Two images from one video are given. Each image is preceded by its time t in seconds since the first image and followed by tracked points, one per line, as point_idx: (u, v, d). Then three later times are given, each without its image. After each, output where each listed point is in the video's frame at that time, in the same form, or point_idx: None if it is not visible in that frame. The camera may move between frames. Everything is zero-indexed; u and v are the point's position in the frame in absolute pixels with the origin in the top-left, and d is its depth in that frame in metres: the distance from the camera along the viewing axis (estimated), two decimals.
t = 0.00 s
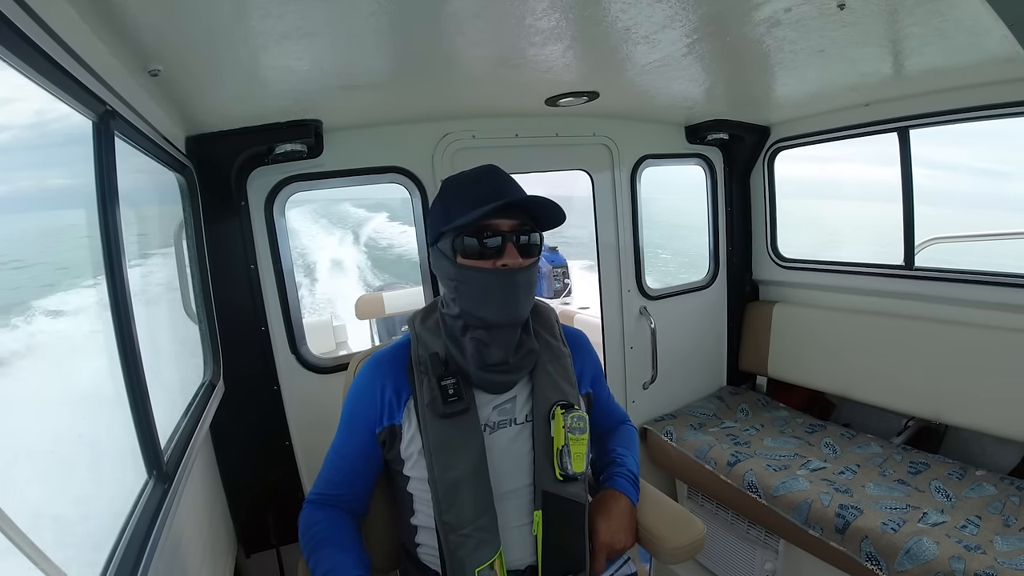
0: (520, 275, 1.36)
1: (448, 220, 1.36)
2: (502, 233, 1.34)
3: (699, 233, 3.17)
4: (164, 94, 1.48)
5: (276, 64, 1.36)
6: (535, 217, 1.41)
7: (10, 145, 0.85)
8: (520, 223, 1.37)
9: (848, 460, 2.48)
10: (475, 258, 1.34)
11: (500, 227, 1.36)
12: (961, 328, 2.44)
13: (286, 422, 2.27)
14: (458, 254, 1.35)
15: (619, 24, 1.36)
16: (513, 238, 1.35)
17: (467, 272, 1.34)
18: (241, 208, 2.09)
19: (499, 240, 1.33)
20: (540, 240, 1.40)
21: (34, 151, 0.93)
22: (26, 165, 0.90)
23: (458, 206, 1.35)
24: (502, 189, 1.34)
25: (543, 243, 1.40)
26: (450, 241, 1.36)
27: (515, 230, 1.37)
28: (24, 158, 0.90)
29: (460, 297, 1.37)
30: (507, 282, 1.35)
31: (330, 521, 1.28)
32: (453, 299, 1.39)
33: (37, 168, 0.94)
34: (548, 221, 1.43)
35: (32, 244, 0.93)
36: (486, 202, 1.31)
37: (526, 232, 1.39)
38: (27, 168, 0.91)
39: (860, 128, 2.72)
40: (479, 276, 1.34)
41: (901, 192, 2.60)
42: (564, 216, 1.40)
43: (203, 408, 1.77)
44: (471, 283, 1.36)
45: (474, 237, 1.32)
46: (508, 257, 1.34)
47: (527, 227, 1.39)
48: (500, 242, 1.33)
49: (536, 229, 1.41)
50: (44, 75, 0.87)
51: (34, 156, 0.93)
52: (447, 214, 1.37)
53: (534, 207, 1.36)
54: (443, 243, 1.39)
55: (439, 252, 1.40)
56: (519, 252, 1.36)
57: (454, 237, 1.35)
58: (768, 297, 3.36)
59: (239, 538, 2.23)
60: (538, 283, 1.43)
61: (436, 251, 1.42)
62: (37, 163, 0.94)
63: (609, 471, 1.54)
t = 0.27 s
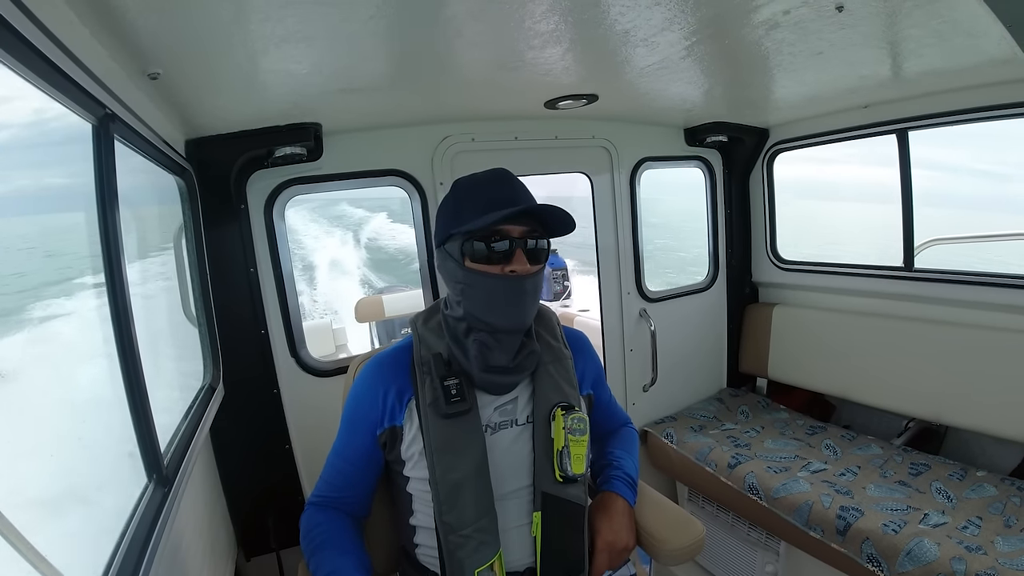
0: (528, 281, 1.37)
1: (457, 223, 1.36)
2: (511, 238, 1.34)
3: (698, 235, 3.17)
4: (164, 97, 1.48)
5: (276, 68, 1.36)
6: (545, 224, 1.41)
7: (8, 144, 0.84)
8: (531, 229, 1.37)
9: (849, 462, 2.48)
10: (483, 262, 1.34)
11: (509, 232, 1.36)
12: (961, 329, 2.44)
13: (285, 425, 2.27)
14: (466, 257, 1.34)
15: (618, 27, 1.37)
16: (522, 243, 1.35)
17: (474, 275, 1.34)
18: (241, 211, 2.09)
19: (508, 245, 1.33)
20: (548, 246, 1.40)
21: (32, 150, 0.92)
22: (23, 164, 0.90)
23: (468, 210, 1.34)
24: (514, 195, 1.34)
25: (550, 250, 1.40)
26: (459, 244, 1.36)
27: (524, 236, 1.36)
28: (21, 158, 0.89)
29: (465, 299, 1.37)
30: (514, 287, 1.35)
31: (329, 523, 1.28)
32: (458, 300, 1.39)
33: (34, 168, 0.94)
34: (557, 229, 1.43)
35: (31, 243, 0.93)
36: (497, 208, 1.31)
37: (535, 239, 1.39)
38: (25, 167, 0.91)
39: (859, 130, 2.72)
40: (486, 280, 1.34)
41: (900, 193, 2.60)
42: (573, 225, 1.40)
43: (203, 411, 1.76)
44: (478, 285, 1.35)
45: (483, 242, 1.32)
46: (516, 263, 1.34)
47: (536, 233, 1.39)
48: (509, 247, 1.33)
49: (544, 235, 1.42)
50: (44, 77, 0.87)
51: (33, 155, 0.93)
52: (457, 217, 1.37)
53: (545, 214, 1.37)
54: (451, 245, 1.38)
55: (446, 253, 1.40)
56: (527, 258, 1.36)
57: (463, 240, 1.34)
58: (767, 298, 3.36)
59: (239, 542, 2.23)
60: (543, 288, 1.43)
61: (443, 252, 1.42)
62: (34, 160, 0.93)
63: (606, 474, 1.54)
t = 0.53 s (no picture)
0: (517, 276, 1.37)
1: (446, 222, 1.37)
2: (497, 234, 1.35)
3: (698, 235, 3.17)
4: (164, 98, 1.48)
5: (276, 69, 1.36)
6: (532, 219, 1.42)
7: (5, 145, 0.84)
8: (517, 224, 1.38)
9: (848, 462, 2.48)
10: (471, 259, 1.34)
11: (494, 228, 1.36)
12: (960, 329, 2.44)
13: (285, 426, 2.27)
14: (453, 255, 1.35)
15: (617, 28, 1.37)
16: (508, 239, 1.36)
17: (462, 273, 1.35)
18: (240, 212, 2.09)
19: (495, 242, 1.34)
20: (536, 240, 1.40)
21: (29, 150, 0.91)
22: (20, 164, 0.89)
23: (454, 208, 1.35)
24: (499, 189, 1.34)
25: (538, 243, 1.40)
26: (447, 242, 1.37)
27: (511, 231, 1.37)
28: (18, 158, 0.89)
29: (457, 298, 1.38)
30: (503, 282, 1.35)
31: (328, 523, 1.28)
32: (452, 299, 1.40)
33: (33, 168, 0.94)
34: (544, 222, 1.44)
35: (28, 243, 0.93)
36: (483, 203, 1.32)
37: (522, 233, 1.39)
38: (22, 167, 0.90)
39: (858, 130, 2.72)
40: (475, 276, 1.35)
41: (900, 193, 2.61)
42: (557, 217, 1.41)
43: (203, 412, 1.76)
44: (467, 282, 1.36)
45: (470, 239, 1.33)
46: (503, 258, 1.35)
47: (523, 228, 1.39)
48: (496, 243, 1.34)
49: (532, 231, 1.42)
50: (43, 78, 0.87)
51: (31, 156, 0.93)
52: (445, 217, 1.38)
53: (529, 207, 1.37)
54: (441, 245, 1.40)
55: (438, 254, 1.41)
56: (514, 253, 1.37)
57: (450, 238, 1.35)
58: (767, 299, 3.36)
59: (239, 543, 2.23)
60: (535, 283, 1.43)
61: (433, 253, 1.43)
62: (33, 161, 0.93)
63: (601, 475, 1.54)
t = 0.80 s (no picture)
0: (515, 276, 1.37)
1: (444, 225, 1.38)
2: (495, 235, 1.35)
3: (697, 236, 3.17)
4: (163, 98, 1.48)
5: (276, 69, 1.36)
6: (530, 219, 1.42)
7: (4, 145, 0.83)
8: (515, 225, 1.38)
9: (848, 463, 2.48)
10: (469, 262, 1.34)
11: (491, 229, 1.36)
12: (960, 330, 2.44)
13: (285, 426, 2.27)
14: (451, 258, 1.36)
15: (617, 28, 1.37)
16: (506, 240, 1.36)
17: (461, 275, 1.35)
18: (240, 212, 2.09)
19: (493, 243, 1.34)
20: (535, 240, 1.40)
21: (28, 151, 0.91)
22: (20, 165, 0.89)
23: (451, 210, 1.36)
24: (496, 190, 1.34)
25: (537, 243, 1.40)
26: (445, 245, 1.37)
27: (508, 232, 1.37)
28: (17, 160, 0.88)
29: (458, 301, 1.38)
30: (502, 283, 1.35)
31: (330, 526, 1.28)
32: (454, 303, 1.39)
33: (32, 168, 0.93)
34: (542, 221, 1.43)
35: (29, 242, 0.93)
36: (479, 204, 1.32)
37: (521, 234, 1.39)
38: (22, 168, 0.90)
39: (857, 131, 2.73)
40: (474, 278, 1.35)
41: (899, 194, 2.61)
42: (554, 216, 1.41)
43: (202, 412, 1.76)
44: (467, 284, 1.36)
45: (468, 241, 1.33)
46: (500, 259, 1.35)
47: (521, 228, 1.39)
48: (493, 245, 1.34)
49: (531, 230, 1.42)
50: (42, 77, 0.87)
51: (30, 156, 0.92)
52: (443, 220, 1.38)
53: (527, 207, 1.37)
54: (439, 247, 1.40)
55: (437, 257, 1.41)
56: (512, 254, 1.37)
57: (448, 241, 1.35)
58: (766, 299, 3.36)
59: (239, 543, 2.23)
60: (535, 284, 1.42)
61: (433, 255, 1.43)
62: (32, 161, 0.93)
63: (601, 478, 1.53)
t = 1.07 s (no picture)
0: (511, 276, 1.36)
1: (441, 224, 1.38)
2: (490, 235, 1.35)
3: (698, 235, 3.17)
4: (164, 98, 1.48)
5: (277, 68, 1.36)
6: (527, 219, 1.42)
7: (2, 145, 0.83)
8: (512, 225, 1.37)
9: (848, 462, 2.48)
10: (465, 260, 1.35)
11: (487, 228, 1.36)
12: (960, 330, 2.44)
13: (285, 426, 2.27)
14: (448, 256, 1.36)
15: (618, 28, 1.37)
16: (502, 239, 1.35)
17: (456, 273, 1.35)
18: (240, 211, 2.09)
19: (489, 243, 1.34)
20: (531, 241, 1.39)
21: (27, 151, 0.91)
22: (16, 165, 0.88)
23: (449, 209, 1.36)
24: (493, 190, 1.34)
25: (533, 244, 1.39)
26: (441, 244, 1.37)
27: (504, 231, 1.36)
28: (14, 159, 0.88)
29: (454, 299, 1.38)
30: (498, 282, 1.35)
31: (327, 522, 1.28)
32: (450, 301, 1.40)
33: (31, 167, 0.93)
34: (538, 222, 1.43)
35: (27, 241, 0.93)
36: (475, 203, 1.32)
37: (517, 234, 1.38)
38: (20, 167, 0.90)
39: (858, 131, 2.73)
40: (469, 276, 1.35)
41: (900, 194, 2.60)
42: (551, 216, 1.41)
43: (203, 411, 1.77)
44: (463, 283, 1.37)
45: (464, 240, 1.33)
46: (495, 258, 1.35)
47: (517, 228, 1.39)
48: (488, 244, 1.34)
49: (527, 230, 1.41)
50: (43, 77, 0.87)
51: (29, 156, 0.92)
52: (441, 218, 1.39)
53: (524, 207, 1.37)
54: (437, 246, 1.40)
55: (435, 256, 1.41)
56: (508, 254, 1.36)
57: (444, 239, 1.36)
58: (767, 299, 3.36)
59: (239, 541, 2.23)
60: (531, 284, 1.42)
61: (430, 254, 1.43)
62: (32, 161, 0.93)
63: (597, 473, 1.54)
